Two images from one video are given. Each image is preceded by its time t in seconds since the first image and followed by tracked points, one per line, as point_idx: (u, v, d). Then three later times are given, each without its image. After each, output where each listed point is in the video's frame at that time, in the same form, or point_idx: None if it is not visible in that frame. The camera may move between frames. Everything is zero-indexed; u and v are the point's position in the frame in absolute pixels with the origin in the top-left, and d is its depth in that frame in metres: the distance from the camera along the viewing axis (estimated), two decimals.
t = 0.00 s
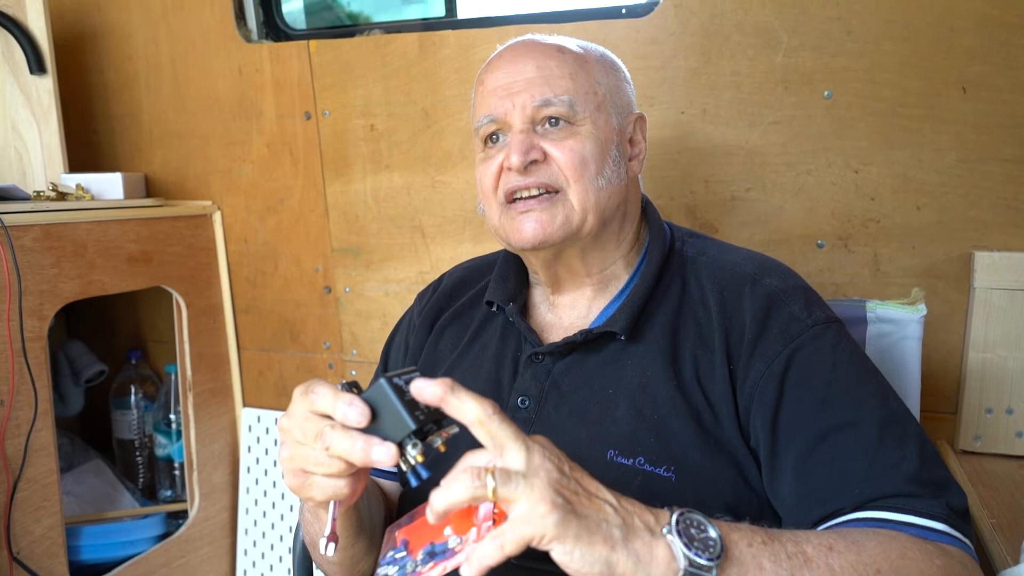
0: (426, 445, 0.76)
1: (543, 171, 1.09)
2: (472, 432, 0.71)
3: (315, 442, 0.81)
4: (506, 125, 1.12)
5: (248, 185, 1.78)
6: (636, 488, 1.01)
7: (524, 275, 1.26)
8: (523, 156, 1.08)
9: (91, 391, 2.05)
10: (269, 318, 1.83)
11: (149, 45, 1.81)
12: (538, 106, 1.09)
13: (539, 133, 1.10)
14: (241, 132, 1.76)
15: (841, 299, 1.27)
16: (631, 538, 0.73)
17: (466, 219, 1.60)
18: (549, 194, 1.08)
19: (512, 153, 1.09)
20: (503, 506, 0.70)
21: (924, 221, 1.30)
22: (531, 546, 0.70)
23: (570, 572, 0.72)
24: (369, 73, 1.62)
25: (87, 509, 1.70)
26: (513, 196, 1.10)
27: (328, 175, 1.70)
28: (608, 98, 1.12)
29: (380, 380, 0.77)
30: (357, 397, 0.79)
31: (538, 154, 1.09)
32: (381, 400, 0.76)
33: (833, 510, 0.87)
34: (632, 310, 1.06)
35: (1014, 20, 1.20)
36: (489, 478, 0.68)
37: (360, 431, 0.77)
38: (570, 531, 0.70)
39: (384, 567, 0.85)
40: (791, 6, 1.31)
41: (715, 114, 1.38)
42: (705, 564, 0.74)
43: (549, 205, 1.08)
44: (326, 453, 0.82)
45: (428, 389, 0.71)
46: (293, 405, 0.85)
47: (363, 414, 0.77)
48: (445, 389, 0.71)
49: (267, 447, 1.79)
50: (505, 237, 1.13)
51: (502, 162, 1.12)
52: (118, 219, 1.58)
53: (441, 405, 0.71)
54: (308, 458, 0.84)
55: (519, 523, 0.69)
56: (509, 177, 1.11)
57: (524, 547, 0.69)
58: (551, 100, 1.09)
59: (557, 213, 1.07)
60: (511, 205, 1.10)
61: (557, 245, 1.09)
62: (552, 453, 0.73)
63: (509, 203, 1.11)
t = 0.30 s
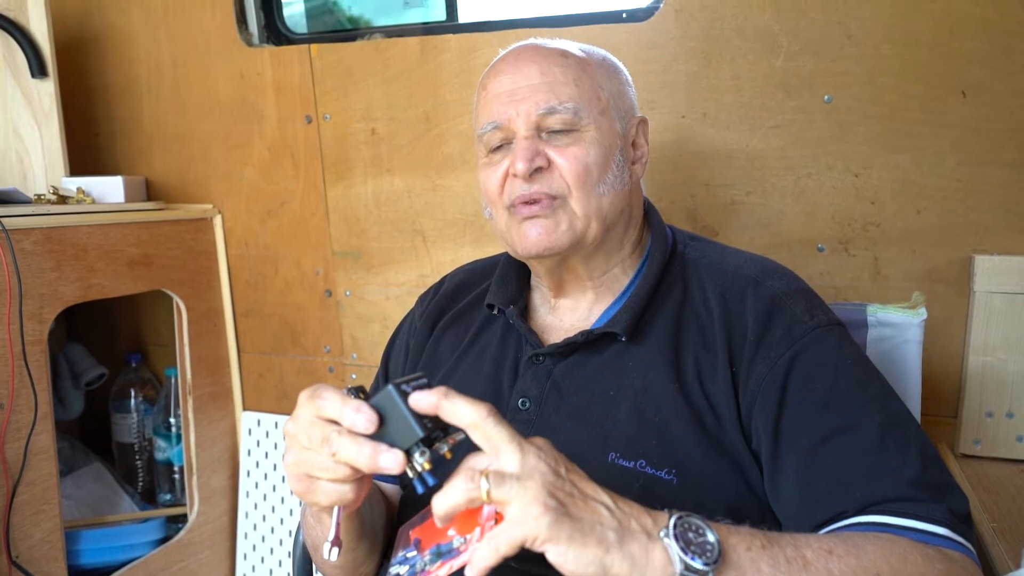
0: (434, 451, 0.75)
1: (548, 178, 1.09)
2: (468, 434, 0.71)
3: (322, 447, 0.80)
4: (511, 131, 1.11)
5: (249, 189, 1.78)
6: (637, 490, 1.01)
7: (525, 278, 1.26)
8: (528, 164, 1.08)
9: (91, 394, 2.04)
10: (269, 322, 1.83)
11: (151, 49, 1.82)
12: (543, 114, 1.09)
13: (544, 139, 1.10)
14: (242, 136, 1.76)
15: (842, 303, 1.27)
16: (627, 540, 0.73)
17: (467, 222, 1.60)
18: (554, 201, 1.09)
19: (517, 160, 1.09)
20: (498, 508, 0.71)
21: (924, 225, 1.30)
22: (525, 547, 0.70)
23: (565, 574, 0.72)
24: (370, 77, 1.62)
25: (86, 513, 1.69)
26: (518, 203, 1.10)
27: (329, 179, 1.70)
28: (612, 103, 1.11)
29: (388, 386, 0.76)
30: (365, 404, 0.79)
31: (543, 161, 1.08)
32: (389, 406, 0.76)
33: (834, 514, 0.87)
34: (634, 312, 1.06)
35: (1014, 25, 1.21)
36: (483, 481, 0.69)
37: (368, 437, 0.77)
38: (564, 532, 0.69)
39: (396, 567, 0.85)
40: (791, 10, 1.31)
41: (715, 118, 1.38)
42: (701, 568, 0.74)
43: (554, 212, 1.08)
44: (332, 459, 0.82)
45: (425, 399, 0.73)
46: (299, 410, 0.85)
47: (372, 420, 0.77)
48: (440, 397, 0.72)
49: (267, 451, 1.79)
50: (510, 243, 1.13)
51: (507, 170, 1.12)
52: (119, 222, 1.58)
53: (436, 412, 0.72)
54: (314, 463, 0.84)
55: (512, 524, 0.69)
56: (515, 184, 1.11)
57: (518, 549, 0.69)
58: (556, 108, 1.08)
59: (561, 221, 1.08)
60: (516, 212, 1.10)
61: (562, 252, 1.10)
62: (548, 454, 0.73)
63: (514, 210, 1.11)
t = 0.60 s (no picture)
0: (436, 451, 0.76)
1: (546, 185, 1.09)
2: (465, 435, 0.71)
3: (323, 447, 0.80)
4: (504, 137, 1.10)
5: (249, 185, 1.78)
6: (636, 486, 1.01)
7: (523, 275, 1.26)
8: (524, 172, 1.08)
9: (92, 390, 2.05)
10: (270, 317, 1.83)
11: (150, 44, 1.81)
12: (536, 119, 1.08)
13: (538, 145, 1.09)
14: (242, 132, 1.76)
15: (842, 298, 1.27)
16: (625, 538, 0.73)
17: (467, 217, 1.60)
18: (552, 207, 1.09)
19: (513, 168, 1.08)
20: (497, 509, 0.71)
21: (924, 220, 1.30)
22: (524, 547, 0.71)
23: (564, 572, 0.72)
24: (370, 72, 1.62)
25: (88, 508, 1.70)
26: (516, 211, 1.11)
27: (329, 175, 1.70)
28: (605, 102, 1.10)
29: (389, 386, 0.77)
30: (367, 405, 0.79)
31: (540, 167, 1.09)
32: (391, 406, 0.76)
33: (833, 510, 0.87)
34: (633, 309, 1.06)
35: (1015, 19, 1.20)
36: (480, 482, 0.69)
37: (370, 438, 0.77)
38: (561, 531, 0.70)
39: (396, 568, 0.85)
40: (792, 4, 1.31)
41: (715, 113, 1.38)
42: (700, 565, 0.74)
43: (552, 219, 1.09)
44: (334, 458, 0.82)
45: (421, 398, 0.72)
46: (300, 408, 0.85)
47: (373, 421, 0.77)
48: (436, 396, 0.71)
49: (268, 446, 1.79)
50: (510, 248, 1.14)
51: (502, 176, 1.12)
52: (119, 218, 1.58)
53: (433, 411, 0.72)
54: (315, 462, 0.85)
55: (510, 524, 0.69)
56: (511, 191, 1.11)
57: (516, 549, 0.70)
58: (549, 113, 1.07)
59: (560, 227, 1.09)
60: (515, 219, 1.11)
61: (562, 258, 1.11)
62: (545, 453, 0.73)
63: (513, 217, 1.11)
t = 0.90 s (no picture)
0: (432, 448, 0.75)
1: (545, 184, 1.09)
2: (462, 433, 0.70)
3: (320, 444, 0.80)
4: (503, 136, 1.10)
5: (248, 181, 1.78)
6: (636, 483, 1.01)
7: (523, 272, 1.26)
8: (524, 172, 1.07)
9: (91, 387, 2.05)
10: (269, 314, 1.83)
11: (149, 41, 1.81)
12: (536, 118, 1.07)
13: (538, 144, 1.09)
14: (241, 128, 1.76)
15: (842, 294, 1.27)
16: (624, 534, 0.73)
17: (467, 214, 1.59)
18: (551, 206, 1.09)
19: (513, 167, 1.08)
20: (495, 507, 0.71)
21: (925, 216, 1.30)
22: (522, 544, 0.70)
23: (563, 569, 0.72)
24: (369, 68, 1.61)
25: (88, 505, 1.70)
26: (515, 209, 1.10)
27: (328, 171, 1.70)
28: (604, 101, 1.10)
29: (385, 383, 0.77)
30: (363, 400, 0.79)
31: (539, 167, 1.08)
32: (386, 403, 0.76)
33: (833, 506, 0.87)
34: (633, 305, 1.06)
35: (1015, 14, 1.20)
36: (478, 481, 0.69)
37: (366, 434, 0.77)
38: (559, 529, 0.70)
39: (395, 570, 0.83)
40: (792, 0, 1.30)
41: (716, 109, 1.38)
42: (699, 561, 0.74)
43: (552, 218, 1.08)
44: (331, 455, 0.82)
45: (418, 396, 0.72)
46: (297, 405, 0.85)
47: (369, 417, 0.77)
48: (433, 395, 0.71)
49: (268, 443, 1.79)
50: (509, 247, 1.14)
51: (501, 175, 1.12)
52: (118, 215, 1.58)
53: (430, 410, 0.72)
54: (312, 459, 0.84)
55: (508, 522, 0.69)
56: (511, 191, 1.11)
57: (515, 546, 0.70)
58: (548, 112, 1.07)
59: (560, 226, 1.08)
60: (514, 218, 1.10)
61: (562, 256, 1.11)
62: (543, 451, 0.73)
63: (512, 215, 1.11)
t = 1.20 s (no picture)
0: (432, 449, 0.75)
1: (546, 185, 1.09)
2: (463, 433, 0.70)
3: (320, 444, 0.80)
4: (505, 136, 1.10)
5: (248, 182, 1.78)
6: (636, 483, 1.01)
7: (523, 273, 1.26)
8: (526, 172, 1.08)
9: (91, 387, 2.05)
10: (269, 315, 1.83)
11: (149, 42, 1.81)
12: (537, 118, 1.07)
13: (539, 144, 1.09)
14: (241, 129, 1.76)
15: (842, 294, 1.27)
16: (624, 535, 0.73)
17: (466, 214, 1.59)
18: (552, 207, 1.09)
19: (514, 168, 1.08)
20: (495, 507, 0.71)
21: (925, 216, 1.30)
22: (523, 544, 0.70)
23: (563, 569, 0.72)
24: (369, 69, 1.61)
25: (88, 506, 1.70)
26: (516, 210, 1.10)
27: (328, 171, 1.70)
28: (606, 101, 1.10)
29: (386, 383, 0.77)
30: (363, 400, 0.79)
31: (541, 167, 1.08)
32: (387, 402, 0.76)
33: (833, 506, 0.87)
34: (633, 306, 1.06)
35: (1015, 14, 1.20)
36: (478, 482, 0.69)
37: (366, 434, 0.77)
38: (560, 529, 0.69)
39: (396, 569, 0.83)
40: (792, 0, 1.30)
41: (715, 109, 1.38)
42: (699, 562, 0.74)
43: (554, 218, 1.08)
44: (331, 455, 0.81)
45: (419, 396, 0.72)
46: (297, 405, 0.85)
47: (369, 417, 0.77)
48: (434, 395, 0.71)
49: (268, 444, 1.79)
50: (509, 246, 1.14)
51: (503, 175, 1.12)
52: (118, 216, 1.58)
53: (430, 410, 0.71)
54: (312, 459, 0.84)
55: (509, 522, 0.69)
56: (512, 191, 1.11)
57: (516, 547, 0.70)
58: (550, 112, 1.07)
59: (562, 226, 1.08)
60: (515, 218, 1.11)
61: (563, 256, 1.11)
62: (543, 451, 0.73)
63: (513, 216, 1.11)
